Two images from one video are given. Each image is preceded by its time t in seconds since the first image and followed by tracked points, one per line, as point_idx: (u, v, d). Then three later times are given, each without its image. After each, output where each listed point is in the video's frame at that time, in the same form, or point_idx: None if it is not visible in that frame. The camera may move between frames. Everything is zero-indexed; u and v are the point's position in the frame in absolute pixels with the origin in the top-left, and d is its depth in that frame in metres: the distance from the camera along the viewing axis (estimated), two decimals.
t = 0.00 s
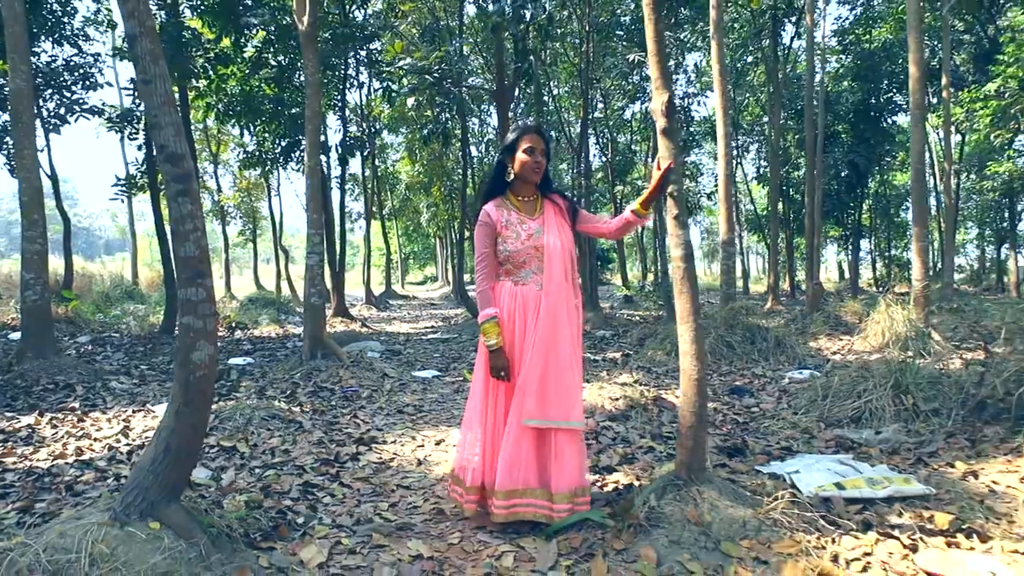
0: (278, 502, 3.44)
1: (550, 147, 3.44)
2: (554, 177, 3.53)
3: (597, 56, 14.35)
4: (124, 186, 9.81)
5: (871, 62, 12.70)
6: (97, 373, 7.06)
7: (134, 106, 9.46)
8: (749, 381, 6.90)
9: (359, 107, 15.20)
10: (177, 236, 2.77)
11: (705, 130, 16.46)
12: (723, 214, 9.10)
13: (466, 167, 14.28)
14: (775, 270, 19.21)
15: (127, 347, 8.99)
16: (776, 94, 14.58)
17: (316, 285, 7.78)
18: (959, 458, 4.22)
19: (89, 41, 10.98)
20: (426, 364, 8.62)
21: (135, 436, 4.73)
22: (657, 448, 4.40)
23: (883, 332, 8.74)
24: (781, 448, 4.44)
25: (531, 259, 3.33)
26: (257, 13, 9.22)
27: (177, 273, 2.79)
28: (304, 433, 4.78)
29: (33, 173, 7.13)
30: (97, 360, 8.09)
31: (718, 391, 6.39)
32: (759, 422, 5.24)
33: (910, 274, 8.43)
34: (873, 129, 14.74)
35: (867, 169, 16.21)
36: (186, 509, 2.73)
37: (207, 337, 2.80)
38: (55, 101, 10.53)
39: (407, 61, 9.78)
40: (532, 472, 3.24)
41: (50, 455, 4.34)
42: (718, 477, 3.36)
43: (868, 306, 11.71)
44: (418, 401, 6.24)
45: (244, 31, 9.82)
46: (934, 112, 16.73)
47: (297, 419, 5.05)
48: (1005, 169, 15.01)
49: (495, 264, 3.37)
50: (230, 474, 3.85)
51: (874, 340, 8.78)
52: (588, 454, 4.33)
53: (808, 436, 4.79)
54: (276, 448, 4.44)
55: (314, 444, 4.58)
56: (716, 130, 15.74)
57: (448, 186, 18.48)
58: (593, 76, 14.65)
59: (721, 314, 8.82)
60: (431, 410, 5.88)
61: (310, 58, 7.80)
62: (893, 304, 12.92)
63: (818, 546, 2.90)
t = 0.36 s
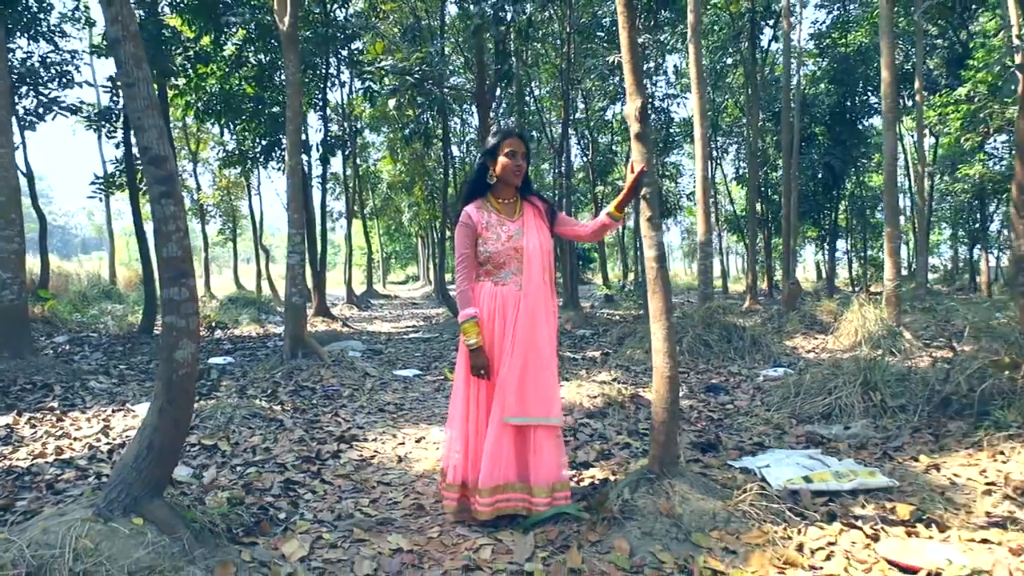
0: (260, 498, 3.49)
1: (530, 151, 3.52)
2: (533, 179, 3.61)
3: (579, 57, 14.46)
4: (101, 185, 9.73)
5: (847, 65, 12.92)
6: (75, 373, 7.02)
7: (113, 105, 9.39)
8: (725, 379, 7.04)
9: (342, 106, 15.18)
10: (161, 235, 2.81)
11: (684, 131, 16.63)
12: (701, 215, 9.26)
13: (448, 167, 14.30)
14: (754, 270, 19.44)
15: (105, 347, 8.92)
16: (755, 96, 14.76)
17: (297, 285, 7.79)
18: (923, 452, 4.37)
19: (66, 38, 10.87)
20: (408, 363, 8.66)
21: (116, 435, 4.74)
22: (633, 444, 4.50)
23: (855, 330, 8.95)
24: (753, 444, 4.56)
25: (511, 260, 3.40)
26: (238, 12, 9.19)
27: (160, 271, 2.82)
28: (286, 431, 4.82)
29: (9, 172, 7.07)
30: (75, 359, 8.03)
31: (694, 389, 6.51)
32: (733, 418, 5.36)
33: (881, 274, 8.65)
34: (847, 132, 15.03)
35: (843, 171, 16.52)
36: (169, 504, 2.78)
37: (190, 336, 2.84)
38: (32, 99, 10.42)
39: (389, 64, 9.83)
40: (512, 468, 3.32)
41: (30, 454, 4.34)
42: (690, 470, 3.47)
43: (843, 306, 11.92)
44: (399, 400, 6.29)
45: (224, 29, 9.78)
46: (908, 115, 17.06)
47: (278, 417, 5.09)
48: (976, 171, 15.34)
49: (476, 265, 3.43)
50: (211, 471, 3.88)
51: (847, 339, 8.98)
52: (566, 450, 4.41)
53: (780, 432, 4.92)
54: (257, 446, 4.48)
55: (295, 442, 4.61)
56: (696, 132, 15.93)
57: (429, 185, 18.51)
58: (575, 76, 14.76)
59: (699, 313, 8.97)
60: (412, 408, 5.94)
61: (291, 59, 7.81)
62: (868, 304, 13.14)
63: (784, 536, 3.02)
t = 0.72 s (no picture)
0: (241, 495, 3.54)
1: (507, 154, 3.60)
2: (511, 181, 3.69)
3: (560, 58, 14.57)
4: (77, 182, 9.65)
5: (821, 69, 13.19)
6: (52, 373, 6.97)
7: (90, 103, 9.32)
8: (701, 377, 7.18)
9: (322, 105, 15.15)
10: (145, 235, 2.85)
11: (663, 133, 16.82)
12: (677, 216, 9.42)
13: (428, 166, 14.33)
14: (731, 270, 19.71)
15: (82, 347, 8.85)
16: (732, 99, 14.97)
17: (277, 284, 7.80)
18: (888, 446, 4.53)
19: (40, 34, 10.74)
20: (388, 362, 8.71)
21: (95, 434, 4.74)
22: (609, 440, 4.61)
23: (827, 328, 9.16)
24: (725, 439, 4.69)
25: (490, 261, 3.48)
26: (217, 11, 9.16)
27: (143, 271, 2.86)
28: (266, 430, 4.86)
29: None
30: (51, 359, 7.96)
31: (670, 386, 6.65)
32: (706, 415, 5.49)
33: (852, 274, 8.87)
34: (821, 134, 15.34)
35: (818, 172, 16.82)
36: (152, 500, 2.82)
37: (174, 336, 2.89)
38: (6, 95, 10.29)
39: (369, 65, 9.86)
40: (491, 464, 3.41)
41: (9, 453, 4.34)
42: (663, 465, 3.58)
43: (817, 305, 12.16)
44: (380, 399, 6.35)
45: (202, 27, 9.74)
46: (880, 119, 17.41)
47: (259, 416, 5.12)
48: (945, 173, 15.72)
49: (455, 265, 3.50)
50: (193, 469, 3.92)
51: (819, 337, 9.19)
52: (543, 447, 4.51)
53: (752, 428, 5.06)
54: (238, 445, 4.52)
55: (276, 440, 4.65)
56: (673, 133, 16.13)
57: (410, 185, 18.53)
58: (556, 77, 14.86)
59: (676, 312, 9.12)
60: (392, 407, 6.00)
61: (271, 59, 7.81)
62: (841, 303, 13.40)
63: (752, 526, 3.14)
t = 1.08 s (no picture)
0: (220, 493, 3.58)
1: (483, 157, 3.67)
2: (487, 184, 3.76)
3: (537, 59, 14.67)
4: (48, 181, 9.52)
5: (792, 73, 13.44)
6: (24, 374, 6.90)
7: (62, 100, 9.21)
8: (674, 375, 7.32)
9: (298, 104, 15.09)
10: (124, 236, 2.88)
11: (638, 134, 16.99)
12: (652, 217, 9.58)
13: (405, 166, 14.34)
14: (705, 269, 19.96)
15: (54, 347, 8.74)
16: (707, 102, 15.17)
17: (254, 284, 7.79)
18: (852, 440, 4.69)
19: (10, 30, 10.57)
20: (365, 362, 8.73)
21: (70, 434, 4.74)
22: (583, 437, 4.71)
23: (797, 327, 9.37)
24: (696, 435, 4.82)
25: (466, 261, 3.55)
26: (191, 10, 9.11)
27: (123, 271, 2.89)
28: (244, 429, 4.88)
29: None
30: (23, 360, 7.87)
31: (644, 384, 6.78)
32: (679, 412, 5.62)
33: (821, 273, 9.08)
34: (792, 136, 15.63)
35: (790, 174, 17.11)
36: (132, 497, 2.86)
37: (153, 335, 2.92)
38: None
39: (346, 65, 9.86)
40: (467, 461, 3.48)
41: None
42: (634, 459, 3.69)
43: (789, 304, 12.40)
44: (357, 398, 6.39)
45: (177, 26, 9.67)
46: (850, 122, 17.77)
47: (237, 416, 5.14)
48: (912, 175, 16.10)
49: (432, 266, 3.57)
50: (170, 468, 3.95)
51: (789, 336, 9.40)
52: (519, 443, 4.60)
53: (722, 424, 5.20)
54: (216, 444, 4.54)
55: (254, 439, 4.69)
56: (649, 135, 16.32)
57: (387, 185, 18.50)
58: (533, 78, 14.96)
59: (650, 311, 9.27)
60: (369, 406, 6.05)
61: (247, 59, 7.80)
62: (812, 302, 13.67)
63: (719, 518, 3.26)
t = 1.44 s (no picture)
0: (195, 493, 3.61)
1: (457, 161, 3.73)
2: (461, 187, 3.82)
3: (513, 60, 14.74)
4: (15, 180, 9.38)
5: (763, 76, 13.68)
6: None
7: (30, 99, 9.07)
8: (646, 374, 7.45)
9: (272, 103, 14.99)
10: (99, 238, 2.90)
11: (613, 136, 17.15)
12: (625, 219, 9.71)
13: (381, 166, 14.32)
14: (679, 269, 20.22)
15: (22, 349, 8.61)
16: (680, 105, 15.39)
17: (228, 285, 7.76)
18: (816, 436, 4.85)
19: None
20: (341, 362, 8.74)
21: (42, 437, 4.71)
22: (556, 435, 4.80)
23: (766, 326, 9.57)
24: (666, 433, 4.93)
25: (441, 263, 3.62)
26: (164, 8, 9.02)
27: (99, 273, 2.91)
28: (219, 430, 4.89)
29: None
30: None
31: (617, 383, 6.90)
32: (650, 410, 5.73)
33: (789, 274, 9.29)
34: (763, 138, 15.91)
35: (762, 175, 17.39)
36: (107, 497, 2.88)
37: (129, 336, 2.94)
38: None
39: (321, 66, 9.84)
40: (441, 459, 3.55)
41: None
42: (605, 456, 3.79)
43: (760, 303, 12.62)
44: (333, 398, 6.41)
45: (149, 24, 9.58)
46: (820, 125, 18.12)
47: (211, 417, 5.14)
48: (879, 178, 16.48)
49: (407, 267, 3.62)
50: (145, 469, 3.96)
51: (759, 335, 9.60)
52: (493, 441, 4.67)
53: (691, 421, 5.33)
54: (191, 445, 4.55)
55: (229, 440, 4.70)
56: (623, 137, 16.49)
57: (362, 184, 18.44)
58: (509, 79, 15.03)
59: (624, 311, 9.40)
60: (344, 406, 6.08)
61: (221, 59, 7.75)
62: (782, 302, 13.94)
63: (685, 512, 3.37)
